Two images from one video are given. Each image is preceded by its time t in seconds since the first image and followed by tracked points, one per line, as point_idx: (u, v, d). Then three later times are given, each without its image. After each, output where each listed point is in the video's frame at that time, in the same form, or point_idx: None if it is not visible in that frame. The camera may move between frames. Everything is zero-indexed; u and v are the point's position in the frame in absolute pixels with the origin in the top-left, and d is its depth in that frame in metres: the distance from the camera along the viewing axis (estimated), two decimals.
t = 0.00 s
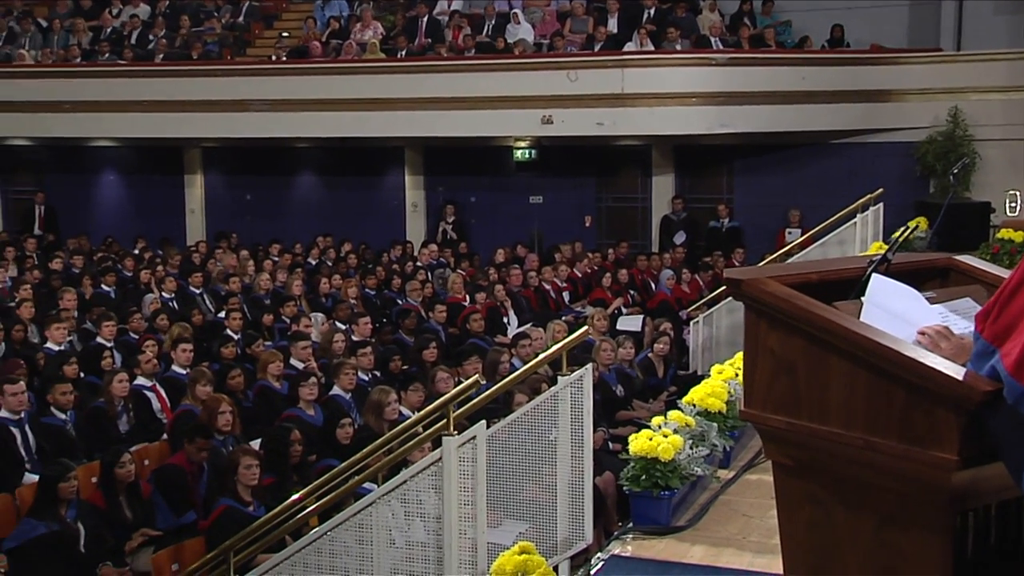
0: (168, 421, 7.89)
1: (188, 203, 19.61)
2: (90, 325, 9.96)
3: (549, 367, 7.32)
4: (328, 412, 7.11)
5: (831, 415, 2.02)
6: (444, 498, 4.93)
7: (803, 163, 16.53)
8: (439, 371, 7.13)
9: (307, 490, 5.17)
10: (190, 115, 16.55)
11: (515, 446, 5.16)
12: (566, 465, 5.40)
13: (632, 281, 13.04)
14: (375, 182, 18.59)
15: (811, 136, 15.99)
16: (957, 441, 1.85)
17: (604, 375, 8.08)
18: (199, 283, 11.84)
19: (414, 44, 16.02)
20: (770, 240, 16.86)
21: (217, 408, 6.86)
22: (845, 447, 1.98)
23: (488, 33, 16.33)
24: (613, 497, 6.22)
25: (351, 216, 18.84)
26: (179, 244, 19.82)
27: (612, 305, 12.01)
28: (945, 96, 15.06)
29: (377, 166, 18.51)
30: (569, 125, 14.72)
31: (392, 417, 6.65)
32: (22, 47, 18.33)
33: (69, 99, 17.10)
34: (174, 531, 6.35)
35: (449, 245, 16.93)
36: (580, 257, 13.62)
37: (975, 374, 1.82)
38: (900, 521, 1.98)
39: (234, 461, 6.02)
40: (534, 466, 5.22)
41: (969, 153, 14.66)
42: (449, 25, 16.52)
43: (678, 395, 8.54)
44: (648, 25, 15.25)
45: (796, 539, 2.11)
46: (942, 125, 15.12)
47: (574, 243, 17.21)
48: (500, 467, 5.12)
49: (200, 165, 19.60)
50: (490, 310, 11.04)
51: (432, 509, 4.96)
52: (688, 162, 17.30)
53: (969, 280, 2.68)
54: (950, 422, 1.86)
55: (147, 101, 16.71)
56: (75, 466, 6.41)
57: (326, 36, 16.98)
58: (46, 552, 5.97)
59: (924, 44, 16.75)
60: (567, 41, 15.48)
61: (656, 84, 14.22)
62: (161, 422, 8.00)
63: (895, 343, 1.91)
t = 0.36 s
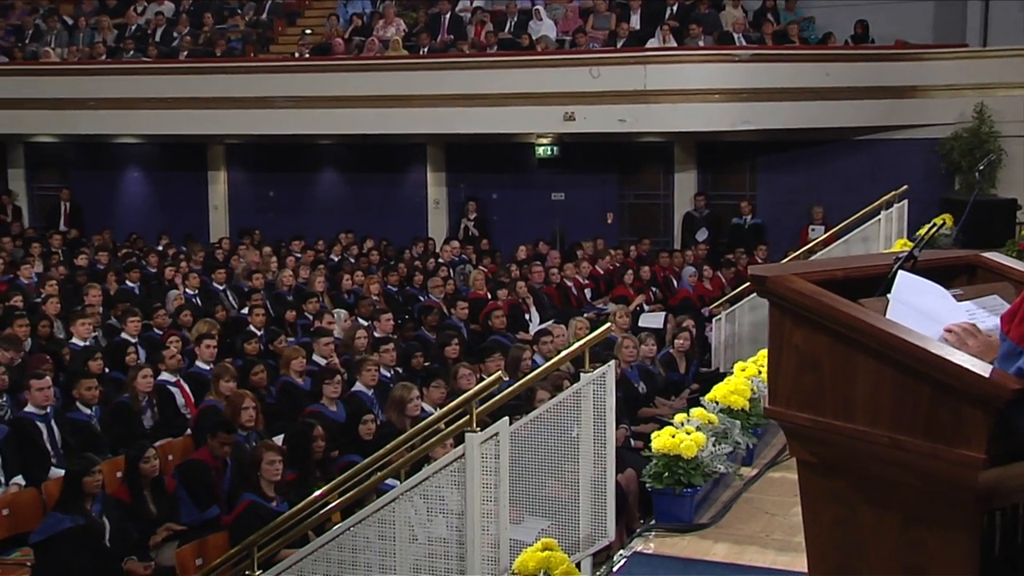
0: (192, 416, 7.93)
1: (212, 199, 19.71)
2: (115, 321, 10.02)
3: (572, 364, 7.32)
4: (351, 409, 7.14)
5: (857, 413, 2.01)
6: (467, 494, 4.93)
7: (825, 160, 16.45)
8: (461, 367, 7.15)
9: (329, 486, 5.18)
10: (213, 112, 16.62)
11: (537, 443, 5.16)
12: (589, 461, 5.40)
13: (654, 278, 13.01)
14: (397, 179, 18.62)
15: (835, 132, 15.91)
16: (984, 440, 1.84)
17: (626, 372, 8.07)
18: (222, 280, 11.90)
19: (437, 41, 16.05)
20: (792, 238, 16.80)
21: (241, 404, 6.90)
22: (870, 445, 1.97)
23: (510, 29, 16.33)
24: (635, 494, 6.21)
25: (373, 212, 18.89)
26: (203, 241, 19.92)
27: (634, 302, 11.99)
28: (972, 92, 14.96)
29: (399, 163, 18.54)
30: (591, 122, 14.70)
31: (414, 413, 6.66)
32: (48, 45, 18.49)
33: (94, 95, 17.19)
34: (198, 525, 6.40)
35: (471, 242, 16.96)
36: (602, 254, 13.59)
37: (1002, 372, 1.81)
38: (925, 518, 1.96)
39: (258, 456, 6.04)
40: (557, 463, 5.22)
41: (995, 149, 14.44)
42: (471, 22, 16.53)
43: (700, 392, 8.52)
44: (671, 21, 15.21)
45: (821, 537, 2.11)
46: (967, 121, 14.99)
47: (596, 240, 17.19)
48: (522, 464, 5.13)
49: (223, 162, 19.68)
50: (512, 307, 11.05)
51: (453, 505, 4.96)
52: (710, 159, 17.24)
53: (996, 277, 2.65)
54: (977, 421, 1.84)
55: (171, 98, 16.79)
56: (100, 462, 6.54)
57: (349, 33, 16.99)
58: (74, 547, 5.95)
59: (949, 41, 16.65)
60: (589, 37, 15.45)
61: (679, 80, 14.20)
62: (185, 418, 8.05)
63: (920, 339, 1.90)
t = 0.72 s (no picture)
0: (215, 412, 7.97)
1: (234, 195, 19.80)
2: (139, 316, 10.09)
3: (594, 361, 7.31)
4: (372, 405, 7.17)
5: (882, 411, 1.99)
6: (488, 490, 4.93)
7: (847, 156, 16.37)
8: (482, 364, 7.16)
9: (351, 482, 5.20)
10: (235, 108, 16.68)
11: (558, 439, 5.16)
12: (610, 458, 5.40)
13: (676, 275, 12.98)
14: (418, 176, 18.65)
15: (858, 129, 15.83)
16: (1011, 438, 1.81)
17: (647, 369, 8.07)
18: (244, 276, 11.97)
19: (458, 37, 16.06)
20: (814, 235, 16.73)
21: (263, 399, 6.94)
22: (895, 443, 1.95)
23: (531, 26, 16.32)
24: (656, 491, 6.21)
25: (394, 209, 18.93)
26: (225, 237, 20.02)
27: (655, 300, 11.97)
28: (996, 88, 14.78)
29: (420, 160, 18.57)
30: (612, 118, 14.67)
31: (435, 410, 6.66)
32: (72, 42, 18.64)
33: (117, 92, 17.28)
34: (220, 519, 6.43)
35: (491, 238, 16.97)
36: (623, 250, 13.58)
37: None
38: (951, 517, 1.95)
39: (280, 452, 6.05)
40: (578, 460, 5.22)
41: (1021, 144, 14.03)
42: (492, 18, 16.53)
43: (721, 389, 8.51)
44: (693, 17, 15.15)
45: (847, 534, 2.10)
46: (992, 117, 14.82)
47: (617, 237, 17.17)
48: (543, 460, 5.12)
49: (245, 158, 19.75)
50: (533, 304, 11.07)
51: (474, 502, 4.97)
52: (732, 156, 17.19)
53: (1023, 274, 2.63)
54: (1004, 419, 1.82)
55: (193, 95, 16.88)
56: (124, 455, 6.60)
57: (370, 30, 16.95)
58: (98, 540, 6.01)
59: (974, 37, 16.53)
60: (611, 34, 15.44)
61: (700, 76, 14.16)
62: (208, 413, 8.09)
63: (947, 336, 1.88)
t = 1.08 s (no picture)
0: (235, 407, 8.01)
1: (254, 191, 19.86)
2: (159, 311, 10.15)
3: (613, 357, 7.31)
4: (391, 400, 7.19)
5: (904, 407, 1.98)
6: (507, 486, 4.93)
7: (868, 152, 16.28)
8: (501, 360, 7.17)
9: (370, 479, 5.21)
10: (255, 105, 16.73)
11: (577, 436, 5.16)
12: (631, 454, 5.39)
13: (695, 271, 12.95)
14: (437, 172, 18.66)
15: (879, 125, 15.74)
16: None
17: (666, 365, 8.05)
18: (264, 271, 12.03)
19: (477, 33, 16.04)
20: (835, 231, 16.67)
21: (283, 395, 6.94)
22: (918, 439, 1.94)
23: (551, 22, 16.29)
24: (676, 487, 6.22)
25: (413, 205, 18.96)
26: (245, 233, 20.09)
27: (674, 296, 11.96)
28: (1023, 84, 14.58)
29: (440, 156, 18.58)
30: (632, 114, 14.65)
31: (455, 405, 6.68)
32: (94, 39, 18.73)
33: (139, 88, 17.36)
34: (240, 514, 6.50)
35: (510, 234, 16.98)
36: (642, 247, 13.55)
37: None
38: (974, 514, 1.93)
39: (299, 447, 6.10)
40: (597, 456, 5.22)
41: None
42: (512, 14, 16.52)
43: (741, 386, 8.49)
44: (713, 13, 15.08)
45: (868, 531, 2.09)
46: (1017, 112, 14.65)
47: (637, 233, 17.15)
48: (562, 457, 5.12)
49: (265, 154, 19.79)
50: (552, 300, 11.09)
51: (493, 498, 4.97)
52: (753, 152, 17.12)
53: None
54: None
55: (214, 92, 16.94)
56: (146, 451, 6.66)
57: (389, 26, 17.00)
58: (121, 535, 6.07)
59: (998, 32, 16.39)
60: (631, 29, 15.39)
61: (720, 72, 14.11)
62: (228, 408, 8.14)
63: (970, 332, 1.87)
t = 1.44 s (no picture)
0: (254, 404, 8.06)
1: (272, 187, 19.91)
2: (178, 306, 10.18)
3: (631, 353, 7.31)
4: (409, 395, 7.20)
5: (926, 404, 1.97)
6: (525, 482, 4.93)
7: (887, 147, 16.23)
8: (519, 356, 7.17)
9: (387, 474, 5.22)
10: (274, 101, 16.79)
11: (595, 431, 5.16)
12: (648, 450, 5.38)
13: (713, 267, 12.92)
14: (454, 168, 18.66)
15: (898, 120, 15.68)
16: None
17: (684, 361, 8.04)
18: (282, 267, 12.08)
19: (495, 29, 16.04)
20: (854, 227, 16.61)
21: (301, 390, 6.95)
22: (940, 437, 1.93)
23: (569, 17, 16.28)
24: (694, 484, 6.21)
25: (430, 200, 18.97)
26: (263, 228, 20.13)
27: (692, 292, 11.94)
28: None
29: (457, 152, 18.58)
30: (650, 109, 14.62)
31: (473, 400, 6.68)
32: (114, 35, 18.81)
33: (159, 84, 17.43)
34: (258, 509, 6.55)
35: (528, 230, 16.99)
36: (660, 243, 13.54)
37: None
38: (998, 513, 1.92)
39: (317, 442, 6.09)
40: (614, 452, 5.21)
41: None
42: (530, 10, 16.53)
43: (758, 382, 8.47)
44: (732, 8, 15.01)
45: (889, 529, 2.08)
46: None
47: (654, 229, 17.12)
48: (579, 452, 5.11)
49: (283, 150, 19.85)
50: (569, 295, 11.11)
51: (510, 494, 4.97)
52: (771, 148, 17.05)
53: None
54: None
55: (233, 88, 17.00)
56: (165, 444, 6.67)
57: (408, 22, 17.03)
58: (142, 529, 6.09)
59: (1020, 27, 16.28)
60: (649, 25, 15.36)
61: (740, 67, 14.07)
62: (247, 404, 8.18)
63: (993, 329, 1.86)
